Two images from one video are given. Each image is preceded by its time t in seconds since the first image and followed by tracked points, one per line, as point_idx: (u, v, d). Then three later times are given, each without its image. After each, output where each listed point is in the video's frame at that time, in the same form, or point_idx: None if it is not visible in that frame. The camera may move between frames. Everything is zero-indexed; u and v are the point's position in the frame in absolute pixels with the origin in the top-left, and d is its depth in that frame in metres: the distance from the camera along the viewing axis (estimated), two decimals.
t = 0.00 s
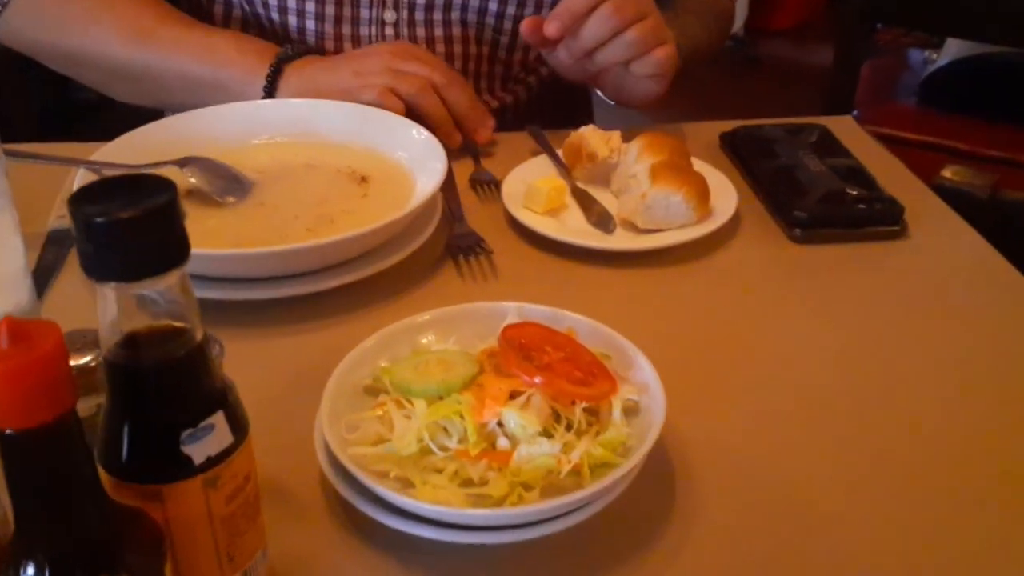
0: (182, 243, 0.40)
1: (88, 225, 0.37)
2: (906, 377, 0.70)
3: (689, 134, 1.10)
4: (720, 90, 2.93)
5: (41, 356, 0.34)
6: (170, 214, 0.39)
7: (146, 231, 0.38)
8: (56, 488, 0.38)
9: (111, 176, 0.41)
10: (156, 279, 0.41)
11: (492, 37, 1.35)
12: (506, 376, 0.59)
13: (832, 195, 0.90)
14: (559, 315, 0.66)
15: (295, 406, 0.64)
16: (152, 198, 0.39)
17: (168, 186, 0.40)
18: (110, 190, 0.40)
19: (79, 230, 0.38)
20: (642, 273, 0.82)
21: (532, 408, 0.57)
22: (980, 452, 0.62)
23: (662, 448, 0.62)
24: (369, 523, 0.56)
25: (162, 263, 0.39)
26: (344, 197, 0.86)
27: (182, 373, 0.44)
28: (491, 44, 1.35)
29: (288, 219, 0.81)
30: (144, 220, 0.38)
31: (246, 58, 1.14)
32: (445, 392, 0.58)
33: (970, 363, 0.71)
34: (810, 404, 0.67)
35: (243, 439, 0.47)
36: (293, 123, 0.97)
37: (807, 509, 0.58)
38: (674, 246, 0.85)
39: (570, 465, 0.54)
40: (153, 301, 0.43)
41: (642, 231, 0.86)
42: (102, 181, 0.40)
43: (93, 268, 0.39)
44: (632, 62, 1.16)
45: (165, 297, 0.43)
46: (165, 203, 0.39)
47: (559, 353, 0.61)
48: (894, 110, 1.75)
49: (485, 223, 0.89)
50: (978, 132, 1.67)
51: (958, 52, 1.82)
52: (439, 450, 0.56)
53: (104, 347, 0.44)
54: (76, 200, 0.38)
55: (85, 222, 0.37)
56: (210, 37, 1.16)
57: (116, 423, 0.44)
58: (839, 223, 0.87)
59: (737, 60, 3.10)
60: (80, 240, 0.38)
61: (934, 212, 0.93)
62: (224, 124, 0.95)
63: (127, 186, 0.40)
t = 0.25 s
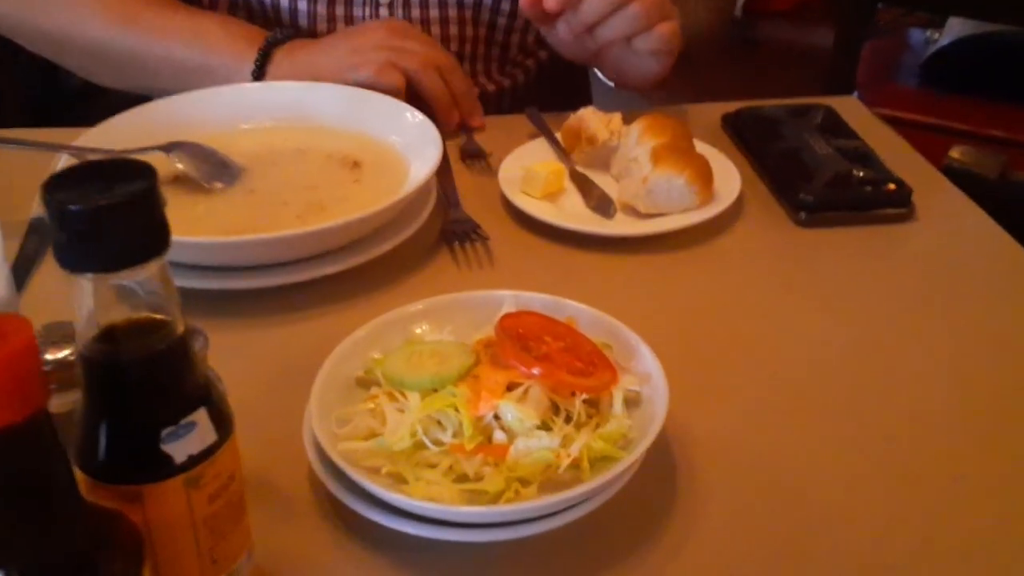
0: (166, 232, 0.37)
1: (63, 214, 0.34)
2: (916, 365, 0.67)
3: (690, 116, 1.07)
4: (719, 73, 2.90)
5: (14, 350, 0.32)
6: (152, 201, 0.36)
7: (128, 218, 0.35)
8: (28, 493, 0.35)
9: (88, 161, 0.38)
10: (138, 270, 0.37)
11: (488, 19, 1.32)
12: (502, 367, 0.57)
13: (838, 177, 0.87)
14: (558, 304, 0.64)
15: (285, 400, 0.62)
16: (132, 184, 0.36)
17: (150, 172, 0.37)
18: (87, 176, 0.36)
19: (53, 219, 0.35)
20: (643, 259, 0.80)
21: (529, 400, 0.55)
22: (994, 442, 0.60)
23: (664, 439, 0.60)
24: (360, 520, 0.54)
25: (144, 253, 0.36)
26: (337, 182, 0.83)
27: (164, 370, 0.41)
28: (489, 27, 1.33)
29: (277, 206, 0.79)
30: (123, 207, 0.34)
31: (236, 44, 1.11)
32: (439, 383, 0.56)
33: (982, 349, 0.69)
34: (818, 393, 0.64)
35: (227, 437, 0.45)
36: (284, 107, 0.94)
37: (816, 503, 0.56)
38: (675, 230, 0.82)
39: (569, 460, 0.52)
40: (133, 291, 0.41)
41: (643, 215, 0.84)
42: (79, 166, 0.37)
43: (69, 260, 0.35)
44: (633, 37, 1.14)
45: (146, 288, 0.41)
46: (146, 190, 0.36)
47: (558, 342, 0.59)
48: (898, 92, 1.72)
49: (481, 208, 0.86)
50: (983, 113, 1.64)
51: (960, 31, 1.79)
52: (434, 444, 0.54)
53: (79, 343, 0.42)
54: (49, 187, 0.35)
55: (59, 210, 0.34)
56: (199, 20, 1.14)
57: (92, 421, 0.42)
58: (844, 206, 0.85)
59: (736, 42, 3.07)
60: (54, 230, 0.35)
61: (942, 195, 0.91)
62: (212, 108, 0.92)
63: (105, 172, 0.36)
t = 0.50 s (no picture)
0: (127, 219, 0.36)
1: (20, 203, 0.33)
2: (926, 354, 0.66)
3: (693, 97, 1.05)
4: (723, 52, 2.86)
5: None
6: (112, 190, 0.35)
7: (87, 206, 0.34)
8: None
9: (45, 144, 0.37)
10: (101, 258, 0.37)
11: None
12: (499, 360, 0.55)
13: (844, 159, 0.85)
14: (556, 292, 0.62)
15: (277, 391, 0.60)
16: (91, 170, 0.35)
17: (113, 158, 0.36)
18: (44, 160, 0.35)
19: (10, 208, 0.34)
20: (644, 245, 0.78)
21: (526, 393, 0.53)
22: (1006, 432, 0.59)
23: (666, 432, 0.59)
24: (353, 517, 0.52)
25: (106, 242, 0.35)
26: (329, 167, 0.81)
27: (138, 365, 0.40)
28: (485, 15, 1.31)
29: (269, 192, 0.77)
30: (81, 195, 0.34)
31: (232, 24, 1.12)
32: (433, 376, 0.54)
33: (992, 336, 0.67)
34: (825, 383, 0.63)
35: (208, 436, 0.43)
36: (276, 89, 0.92)
37: (821, 497, 0.54)
38: (678, 215, 0.80)
39: (568, 455, 0.50)
40: (103, 280, 0.40)
41: (643, 199, 0.82)
42: (35, 151, 0.36)
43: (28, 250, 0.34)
44: None
45: (118, 278, 0.41)
46: (108, 177, 0.35)
47: (556, 333, 0.57)
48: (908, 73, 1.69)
49: (479, 193, 0.84)
50: (994, 94, 1.61)
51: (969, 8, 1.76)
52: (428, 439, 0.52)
53: (49, 338, 0.41)
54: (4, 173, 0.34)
55: (16, 198, 0.33)
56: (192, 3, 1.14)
57: (66, 421, 0.41)
58: (850, 188, 0.83)
59: (739, 21, 3.04)
60: (12, 218, 0.34)
61: (952, 177, 0.89)
62: (203, 91, 0.91)
63: (62, 156, 0.35)
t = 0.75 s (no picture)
0: (101, 205, 0.35)
1: None
2: (935, 343, 0.64)
3: (694, 79, 1.03)
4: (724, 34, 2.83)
5: None
6: (82, 172, 0.33)
7: (56, 190, 0.33)
8: None
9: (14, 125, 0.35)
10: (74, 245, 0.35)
11: None
12: (496, 352, 0.54)
13: (849, 142, 0.83)
14: (555, 281, 0.60)
15: (268, 381, 0.58)
16: (62, 154, 0.33)
17: (84, 139, 0.35)
18: (14, 143, 0.34)
19: None
20: (645, 232, 0.76)
21: (524, 387, 0.51)
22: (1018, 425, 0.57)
23: (668, 426, 0.57)
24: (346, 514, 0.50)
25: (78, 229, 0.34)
26: (323, 154, 0.80)
27: (116, 360, 0.39)
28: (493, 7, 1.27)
29: (261, 179, 0.75)
30: (49, 178, 0.32)
31: None
32: (428, 370, 0.52)
33: (1003, 324, 0.66)
34: (831, 376, 0.61)
35: (191, 435, 0.42)
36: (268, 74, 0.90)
37: (826, 495, 0.52)
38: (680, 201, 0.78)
39: (568, 452, 0.49)
40: (79, 269, 0.38)
41: (645, 185, 0.80)
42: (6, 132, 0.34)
43: None
44: None
45: (96, 267, 0.39)
46: (78, 159, 0.33)
47: (554, 324, 0.56)
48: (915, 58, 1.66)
49: (477, 178, 0.82)
50: (1002, 77, 1.59)
51: None
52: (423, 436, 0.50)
53: (24, 332, 0.40)
54: None
55: None
56: None
57: (44, 420, 0.39)
58: (856, 173, 0.81)
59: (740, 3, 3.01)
60: None
61: (960, 160, 0.87)
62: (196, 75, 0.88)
63: (33, 137, 0.34)
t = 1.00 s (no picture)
0: (84, 195, 0.34)
1: None
2: (944, 336, 0.63)
3: (696, 64, 1.01)
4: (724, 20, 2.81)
5: None
6: (58, 165, 0.32)
7: (30, 185, 0.31)
8: None
9: None
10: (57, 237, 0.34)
11: None
12: (494, 345, 0.52)
13: (855, 129, 0.81)
14: (555, 272, 0.59)
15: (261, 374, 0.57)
16: (41, 142, 0.32)
17: (61, 129, 0.33)
18: None
19: None
20: (647, 220, 0.75)
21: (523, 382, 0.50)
22: None
23: (672, 421, 0.56)
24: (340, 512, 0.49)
25: (60, 220, 0.33)
26: (317, 140, 0.78)
27: (100, 357, 0.37)
28: None
29: (254, 166, 0.74)
30: (22, 173, 0.31)
31: None
32: (425, 363, 0.51)
33: (1013, 316, 0.64)
34: (837, 369, 0.60)
35: (177, 433, 0.40)
36: (260, 61, 0.89)
37: (833, 492, 0.51)
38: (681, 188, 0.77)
39: (569, 448, 0.47)
40: (61, 262, 0.37)
41: (646, 173, 0.78)
42: None
43: None
44: None
45: (80, 261, 0.37)
46: (54, 151, 0.32)
47: (554, 317, 0.54)
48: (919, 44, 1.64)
49: (475, 166, 0.81)
50: (1008, 63, 1.56)
51: None
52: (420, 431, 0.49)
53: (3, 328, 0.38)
54: None
55: None
56: None
57: (25, 419, 0.38)
58: (861, 160, 0.80)
59: None
60: None
61: (967, 149, 0.85)
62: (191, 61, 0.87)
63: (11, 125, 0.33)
